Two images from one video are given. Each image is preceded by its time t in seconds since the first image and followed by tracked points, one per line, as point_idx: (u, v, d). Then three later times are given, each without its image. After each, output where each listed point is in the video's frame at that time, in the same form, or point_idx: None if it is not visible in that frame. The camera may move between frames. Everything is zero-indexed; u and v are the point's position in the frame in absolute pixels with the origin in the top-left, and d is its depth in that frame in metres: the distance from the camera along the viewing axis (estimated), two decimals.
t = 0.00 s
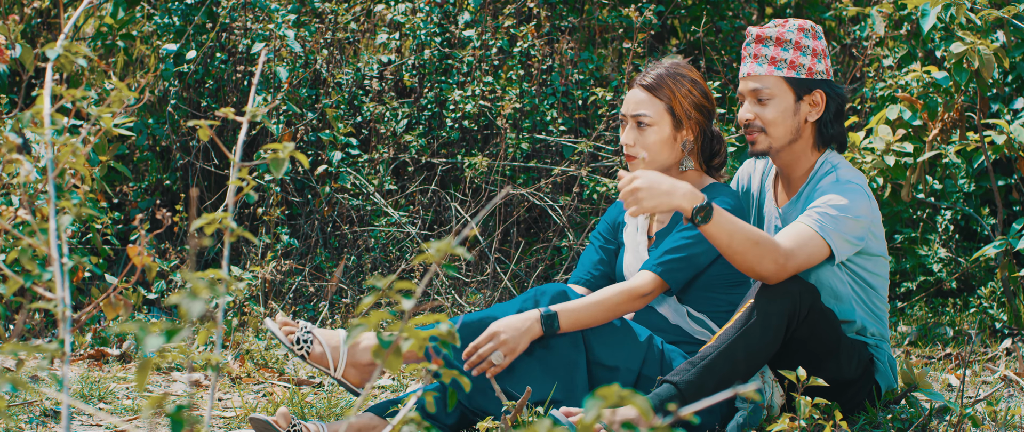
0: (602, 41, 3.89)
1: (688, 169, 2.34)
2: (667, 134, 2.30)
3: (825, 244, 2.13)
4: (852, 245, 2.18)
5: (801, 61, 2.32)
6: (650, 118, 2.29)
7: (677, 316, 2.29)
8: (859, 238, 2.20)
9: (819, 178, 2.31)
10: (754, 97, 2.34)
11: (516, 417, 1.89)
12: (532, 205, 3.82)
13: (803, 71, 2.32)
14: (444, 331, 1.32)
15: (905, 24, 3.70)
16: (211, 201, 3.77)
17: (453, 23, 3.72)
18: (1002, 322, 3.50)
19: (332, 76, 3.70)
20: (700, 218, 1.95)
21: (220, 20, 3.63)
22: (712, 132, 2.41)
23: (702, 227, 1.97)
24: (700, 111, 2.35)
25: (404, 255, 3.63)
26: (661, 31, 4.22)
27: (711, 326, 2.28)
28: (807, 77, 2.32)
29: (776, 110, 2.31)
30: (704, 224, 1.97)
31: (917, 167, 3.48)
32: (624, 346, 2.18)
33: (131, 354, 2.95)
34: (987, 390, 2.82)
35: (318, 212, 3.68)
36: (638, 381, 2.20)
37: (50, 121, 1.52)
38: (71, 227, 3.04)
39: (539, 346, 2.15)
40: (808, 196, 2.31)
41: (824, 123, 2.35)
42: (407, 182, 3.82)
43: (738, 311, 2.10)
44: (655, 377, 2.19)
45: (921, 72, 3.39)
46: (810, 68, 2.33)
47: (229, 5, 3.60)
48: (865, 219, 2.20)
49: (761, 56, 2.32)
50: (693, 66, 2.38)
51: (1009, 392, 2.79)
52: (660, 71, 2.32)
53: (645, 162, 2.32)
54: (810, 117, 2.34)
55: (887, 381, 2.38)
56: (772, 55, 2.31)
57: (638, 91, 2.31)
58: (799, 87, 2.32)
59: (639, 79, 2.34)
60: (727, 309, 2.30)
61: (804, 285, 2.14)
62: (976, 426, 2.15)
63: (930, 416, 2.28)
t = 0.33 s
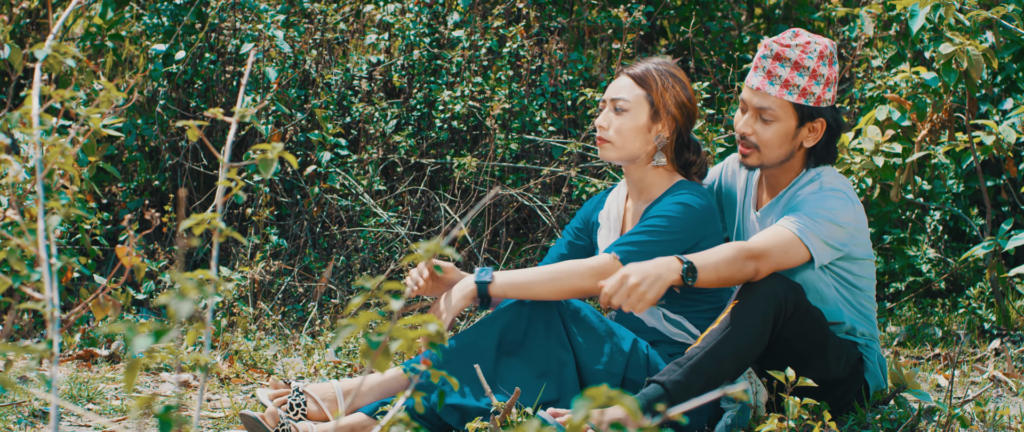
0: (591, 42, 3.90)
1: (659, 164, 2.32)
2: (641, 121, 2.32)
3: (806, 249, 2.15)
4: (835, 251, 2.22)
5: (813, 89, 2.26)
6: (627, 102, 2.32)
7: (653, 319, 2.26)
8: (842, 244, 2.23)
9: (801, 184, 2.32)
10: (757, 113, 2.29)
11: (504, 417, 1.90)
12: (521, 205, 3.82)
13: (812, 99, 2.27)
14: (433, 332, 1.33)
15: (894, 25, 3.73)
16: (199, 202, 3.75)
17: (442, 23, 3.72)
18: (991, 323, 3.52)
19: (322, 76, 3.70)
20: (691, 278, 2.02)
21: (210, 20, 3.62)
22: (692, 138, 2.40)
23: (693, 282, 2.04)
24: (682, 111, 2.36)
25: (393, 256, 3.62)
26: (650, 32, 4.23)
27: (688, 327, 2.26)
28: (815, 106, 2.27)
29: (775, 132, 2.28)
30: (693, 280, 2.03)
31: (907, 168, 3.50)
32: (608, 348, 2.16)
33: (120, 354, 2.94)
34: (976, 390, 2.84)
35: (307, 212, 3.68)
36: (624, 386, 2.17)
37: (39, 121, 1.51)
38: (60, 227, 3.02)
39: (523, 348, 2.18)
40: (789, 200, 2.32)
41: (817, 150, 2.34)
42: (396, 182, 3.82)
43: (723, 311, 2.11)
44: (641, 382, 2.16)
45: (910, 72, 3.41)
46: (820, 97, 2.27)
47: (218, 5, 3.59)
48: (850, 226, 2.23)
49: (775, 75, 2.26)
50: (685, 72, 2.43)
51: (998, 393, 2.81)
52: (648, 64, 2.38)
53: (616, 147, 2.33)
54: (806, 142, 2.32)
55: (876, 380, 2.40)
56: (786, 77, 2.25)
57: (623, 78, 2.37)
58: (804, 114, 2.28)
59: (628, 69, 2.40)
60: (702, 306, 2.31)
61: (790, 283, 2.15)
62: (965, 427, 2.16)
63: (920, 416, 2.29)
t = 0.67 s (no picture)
0: (577, 42, 3.90)
1: (611, 164, 2.33)
2: (596, 119, 2.33)
3: (730, 221, 2.12)
4: (766, 234, 2.19)
5: (769, 98, 2.25)
6: (583, 99, 2.35)
7: (616, 329, 2.27)
8: (776, 231, 2.21)
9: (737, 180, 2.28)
10: (711, 118, 2.25)
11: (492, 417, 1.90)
12: (507, 205, 3.82)
13: (767, 109, 2.25)
14: (418, 332, 1.33)
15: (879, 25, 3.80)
16: (185, 202, 3.74)
17: (428, 24, 3.72)
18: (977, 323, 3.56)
19: (308, 76, 3.70)
20: (564, 182, 2.00)
21: (195, 20, 3.60)
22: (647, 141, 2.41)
23: (567, 192, 2.01)
24: (638, 114, 2.37)
25: (379, 256, 3.62)
26: (637, 32, 4.25)
27: (652, 333, 2.28)
28: (768, 115, 2.26)
29: (725, 140, 2.25)
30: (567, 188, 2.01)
31: (892, 169, 3.55)
32: (587, 354, 2.20)
33: (106, 355, 2.93)
34: (962, 391, 2.86)
35: (293, 213, 3.67)
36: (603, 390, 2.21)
37: (25, 121, 1.50)
38: (45, 228, 3.00)
39: (503, 354, 2.18)
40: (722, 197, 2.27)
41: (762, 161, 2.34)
42: (382, 183, 3.81)
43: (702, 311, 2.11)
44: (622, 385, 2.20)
45: (895, 73, 3.44)
46: (775, 107, 2.26)
47: (203, 5, 3.57)
48: (787, 212, 2.21)
49: (735, 82, 2.22)
50: (646, 80, 2.46)
51: (984, 393, 2.84)
52: (608, 68, 2.42)
53: (569, 142, 2.34)
54: (751, 152, 2.31)
55: (856, 380, 2.41)
56: (747, 84, 2.23)
57: (582, 78, 2.41)
58: (757, 123, 2.27)
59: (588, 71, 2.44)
60: (666, 309, 2.29)
61: (768, 279, 2.15)
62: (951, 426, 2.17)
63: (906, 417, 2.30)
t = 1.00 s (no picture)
0: (564, 43, 3.89)
1: (595, 166, 2.34)
2: (577, 123, 2.34)
3: (702, 222, 2.17)
4: (735, 231, 2.22)
5: (706, 119, 2.27)
6: (561, 102, 2.35)
7: (605, 334, 2.25)
8: (742, 229, 2.24)
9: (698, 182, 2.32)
10: (657, 154, 2.28)
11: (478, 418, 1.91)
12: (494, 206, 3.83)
13: (705, 129, 2.29)
14: (403, 333, 1.34)
15: (865, 26, 3.87)
16: (172, 202, 3.72)
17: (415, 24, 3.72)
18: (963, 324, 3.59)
19: (294, 77, 3.69)
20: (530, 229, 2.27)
21: (182, 21, 3.59)
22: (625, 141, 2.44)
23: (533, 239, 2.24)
24: (616, 114, 2.40)
25: (365, 257, 3.62)
26: (623, 33, 4.27)
27: (641, 336, 2.25)
28: (707, 134, 2.30)
29: (676, 170, 2.30)
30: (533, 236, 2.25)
31: (878, 169, 3.57)
32: (570, 357, 2.20)
33: (92, 355, 2.91)
34: (948, 391, 2.89)
35: (279, 213, 3.66)
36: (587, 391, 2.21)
37: (11, 121, 1.49)
38: (30, 228, 2.98)
39: (487, 357, 2.21)
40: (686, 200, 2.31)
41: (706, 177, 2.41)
42: (369, 183, 3.81)
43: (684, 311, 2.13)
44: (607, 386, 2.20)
45: (882, 73, 3.47)
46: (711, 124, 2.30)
47: (189, 6, 3.56)
48: (751, 210, 2.26)
49: (673, 114, 2.23)
50: (617, 80, 2.49)
51: (970, 393, 2.87)
52: (581, 70, 2.43)
53: (554, 147, 2.33)
54: (697, 171, 2.38)
55: (840, 376, 2.42)
56: (684, 113, 2.24)
57: (558, 83, 2.41)
58: (698, 146, 2.32)
59: (561, 75, 2.44)
60: (654, 312, 2.27)
61: (750, 276, 2.16)
62: (937, 427, 2.18)
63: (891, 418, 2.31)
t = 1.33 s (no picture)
0: (551, 44, 3.89)
1: (611, 164, 2.34)
2: (590, 124, 2.32)
3: (700, 204, 2.20)
4: (733, 215, 2.24)
5: (700, 105, 2.37)
6: (570, 108, 2.32)
7: (606, 330, 2.28)
8: (740, 214, 2.26)
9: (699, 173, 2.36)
10: (657, 142, 2.36)
11: (464, 419, 1.91)
12: (482, 207, 3.83)
13: (701, 115, 2.38)
14: (391, 333, 1.34)
15: (853, 26, 3.91)
16: (159, 203, 3.70)
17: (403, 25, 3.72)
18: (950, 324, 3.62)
19: (282, 78, 3.69)
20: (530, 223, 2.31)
21: (169, 22, 3.58)
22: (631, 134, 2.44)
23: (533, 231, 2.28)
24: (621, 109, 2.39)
25: (353, 257, 3.62)
26: (611, 34, 4.28)
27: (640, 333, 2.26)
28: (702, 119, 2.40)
29: (677, 157, 2.38)
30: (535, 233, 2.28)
31: (866, 170, 3.59)
32: (563, 349, 2.20)
33: (80, 356, 2.90)
34: (934, 392, 2.91)
35: (267, 214, 3.65)
36: (580, 385, 2.21)
37: None
38: (17, 229, 2.96)
39: (483, 349, 2.19)
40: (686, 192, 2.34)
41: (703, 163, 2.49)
42: (357, 184, 3.80)
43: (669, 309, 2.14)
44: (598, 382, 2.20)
45: (870, 75, 3.50)
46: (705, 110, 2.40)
47: (177, 6, 3.55)
48: (748, 198, 2.28)
49: (668, 102, 2.33)
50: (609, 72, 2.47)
51: (958, 394, 2.89)
52: (576, 70, 2.39)
53: (571, 152, 2.31)
54: (696, 157, 2.46)
55: (828, 375, 2.43)
56: (679, 100, 2.33)
57: (559, 88, 2.36)
58: (695, 130, 2.41)
59: (559, 79, 2.39)
60: (653, 310, 2.28)
61: (732, 274, 2.18)
62: (924, 427, 2.20)
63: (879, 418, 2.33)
